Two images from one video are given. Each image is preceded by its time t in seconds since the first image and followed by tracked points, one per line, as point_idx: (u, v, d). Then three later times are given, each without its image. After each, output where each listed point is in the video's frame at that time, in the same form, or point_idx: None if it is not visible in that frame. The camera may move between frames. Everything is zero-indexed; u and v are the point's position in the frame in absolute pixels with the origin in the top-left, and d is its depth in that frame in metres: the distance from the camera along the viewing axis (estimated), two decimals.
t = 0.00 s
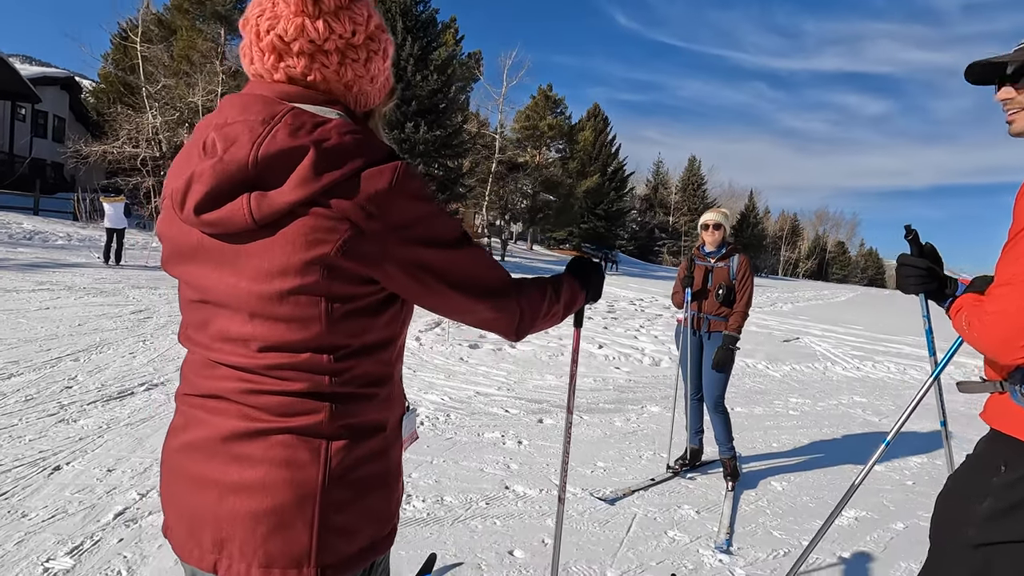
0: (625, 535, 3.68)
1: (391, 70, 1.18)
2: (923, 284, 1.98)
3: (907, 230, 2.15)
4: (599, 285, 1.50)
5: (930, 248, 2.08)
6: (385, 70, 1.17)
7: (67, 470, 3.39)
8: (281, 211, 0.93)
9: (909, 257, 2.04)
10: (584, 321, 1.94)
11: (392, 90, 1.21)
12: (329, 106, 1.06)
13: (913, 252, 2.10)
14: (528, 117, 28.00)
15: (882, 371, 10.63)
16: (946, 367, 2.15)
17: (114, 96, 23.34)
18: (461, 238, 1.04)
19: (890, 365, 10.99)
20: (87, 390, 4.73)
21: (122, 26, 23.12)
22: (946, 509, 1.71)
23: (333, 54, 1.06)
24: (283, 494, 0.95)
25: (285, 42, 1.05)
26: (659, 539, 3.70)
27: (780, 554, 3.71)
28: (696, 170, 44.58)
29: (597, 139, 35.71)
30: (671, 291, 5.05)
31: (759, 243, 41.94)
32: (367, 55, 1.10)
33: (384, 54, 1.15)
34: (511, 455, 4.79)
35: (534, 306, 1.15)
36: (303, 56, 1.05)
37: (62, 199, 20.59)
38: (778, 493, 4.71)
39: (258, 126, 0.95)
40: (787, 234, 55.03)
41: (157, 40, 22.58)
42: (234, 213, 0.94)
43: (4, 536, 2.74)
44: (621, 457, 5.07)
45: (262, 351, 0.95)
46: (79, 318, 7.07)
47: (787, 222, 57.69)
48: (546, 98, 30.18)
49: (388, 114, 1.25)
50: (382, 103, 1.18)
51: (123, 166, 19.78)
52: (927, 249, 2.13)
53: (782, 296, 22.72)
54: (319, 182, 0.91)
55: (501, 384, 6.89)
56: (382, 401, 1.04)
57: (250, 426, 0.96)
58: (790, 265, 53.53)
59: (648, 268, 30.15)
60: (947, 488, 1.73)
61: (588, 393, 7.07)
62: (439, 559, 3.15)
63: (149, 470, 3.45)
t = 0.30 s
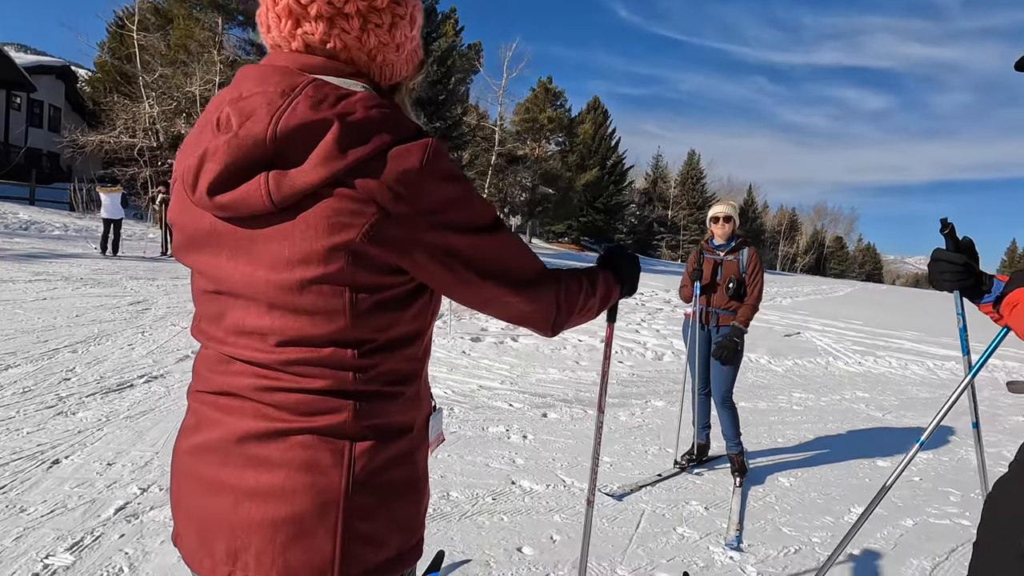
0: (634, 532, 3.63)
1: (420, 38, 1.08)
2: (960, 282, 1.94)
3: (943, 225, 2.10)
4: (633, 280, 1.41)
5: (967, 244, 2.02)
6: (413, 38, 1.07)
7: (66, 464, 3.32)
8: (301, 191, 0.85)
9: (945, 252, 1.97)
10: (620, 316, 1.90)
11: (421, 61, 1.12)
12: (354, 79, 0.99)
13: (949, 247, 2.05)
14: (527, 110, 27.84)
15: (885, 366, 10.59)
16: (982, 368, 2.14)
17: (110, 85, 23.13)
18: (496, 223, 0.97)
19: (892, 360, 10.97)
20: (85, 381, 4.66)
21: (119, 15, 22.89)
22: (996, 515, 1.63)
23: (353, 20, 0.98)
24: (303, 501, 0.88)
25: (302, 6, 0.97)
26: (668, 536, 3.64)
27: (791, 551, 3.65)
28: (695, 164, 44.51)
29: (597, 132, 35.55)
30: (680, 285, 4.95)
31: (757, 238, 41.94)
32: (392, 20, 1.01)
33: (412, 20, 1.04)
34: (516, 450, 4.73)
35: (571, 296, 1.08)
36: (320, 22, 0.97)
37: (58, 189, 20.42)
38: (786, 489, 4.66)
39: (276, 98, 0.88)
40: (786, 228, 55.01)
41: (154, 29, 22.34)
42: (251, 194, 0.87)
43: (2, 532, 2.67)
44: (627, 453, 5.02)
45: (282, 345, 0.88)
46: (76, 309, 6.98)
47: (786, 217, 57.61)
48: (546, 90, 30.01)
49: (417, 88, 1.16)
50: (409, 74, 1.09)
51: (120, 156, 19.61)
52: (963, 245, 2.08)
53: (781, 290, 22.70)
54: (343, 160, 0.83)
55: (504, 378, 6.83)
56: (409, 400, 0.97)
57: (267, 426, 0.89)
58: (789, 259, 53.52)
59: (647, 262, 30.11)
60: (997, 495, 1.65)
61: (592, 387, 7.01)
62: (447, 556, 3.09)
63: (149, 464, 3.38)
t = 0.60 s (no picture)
0: (635, 527, 3.60)
1: (423, 21, 1.02)
2: (975, 275, 1.90)
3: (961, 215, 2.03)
4: (653, 273, 1.37)
5: (986, 235, 1.96)
6: (416, 18, 1.01)
7: (60, 459, 3.27)
8: (301, 156, 0.81)
9: (965, 245, 1.90)
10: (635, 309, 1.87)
11: (422, 44, 1.07)
12: (351, 39, 0.94)
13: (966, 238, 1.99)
14: (525, 102, 27.96)
15: (883, 361, 10.59)
16: (996, 365, 2.11)
17: (105, 77, 22.94)
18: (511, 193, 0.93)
19: (890, 355, 10.97)
20: (80, 375, 4.61)
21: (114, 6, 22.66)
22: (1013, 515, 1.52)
23: None
24: (304, 501, 0.84)
25: None
26: (669, 531, 3.61)
27: (793, 547, 3.63)
28: (693, 158, 44.42)
29: (596, 126, 35.46)
30: (680, 279, 4.92)
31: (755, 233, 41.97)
32: None
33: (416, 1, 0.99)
34: (516, 445, 4.69)
35: (589, 273, 1.05)
36: None
37: (52, 182, 20.26)
38: (786, 484, 4.64)
39: (272, 55, 0.83)
40: (784, 223, 55.07)
41: (149, 20, 22.11)
42: (246, 158, 0.82)
43: None
44: (627, 447, 5.00)
45: (281, 331, 0.84)
46: (71, 302, 6.92)
47: (784, 212, 57.64)
48: (544, 84, 29.90)
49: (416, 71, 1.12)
50: (408, 57, 1.04)
51: (115, 149, 19.46)
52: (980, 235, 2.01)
53: (779, 285, 22.71)
54: (346, 122, 0.79)
55: (503, 372, 6.80)
56: (414, 394, 0.93)
57: (265, 422, 0.84)
58: (786, 254, 53.58)
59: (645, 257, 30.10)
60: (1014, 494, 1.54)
61: (591, 381, 6.99)
62: (447, 551, 3.05)
63: (145, 459, 3.34)
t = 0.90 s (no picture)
0: (631, 523, 3.60)
1: (415, 8, 0.99)
2: (973, 268, 1.89)
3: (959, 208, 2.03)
4: (647, 270, 1.35)
5: (984, 228, 1.97)
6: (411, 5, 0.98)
7: (53, 456, 3.25)
8: (275, 160, 0.79)
9: (963, 239, 1.91)
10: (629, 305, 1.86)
11: (415, 31, 1.03)
12: (337, 42, 0.91)
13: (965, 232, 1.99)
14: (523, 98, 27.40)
15: (880, 356, 10.61)
16: (994, 360, 2.08)
17: (99, 72, 22.81)
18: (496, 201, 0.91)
19: (887, 350, 10.98)
20: (74, 372, 4.59)
21: None
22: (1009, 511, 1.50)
23: None
24: (286, 500, 0.82)
25: None
26: (665, 527, 3.61)
27: (788, 541, 3.63)
28: (691, 153, 44.40)
29: (593, 121, 35.43)
30: (676, 275, 4.92)
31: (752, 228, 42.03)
32: None
33: None
34: (512, 441, 4.69)
35: (578, 282, 1.02)
36: None
37: (47, 178, 20.17)
38: (783, 479, 4.64)
39: (249, 57, 0.81)
40: (781, 219, 55.14)
41: (144, 15, 21.95)
42: (220, 163, 0.80)
43: None
44: (624, 443, 5.00)
45: (260, 334, 0.82)
46: (65, 299, 6.88)
47: (781, 208, 57.75)
48: (541, 79, 29.84)
49: (411, 60, 1.08)
50: (403, 46, 1.01)
51: (110, 144, 19.35)
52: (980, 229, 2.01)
53: (776, 280, 22.74)
54: (323, 124, 0.77)
55: (500, 368, 6.79)
56: (401, 394, 0.92)
57: (246, 420, 0.83)
58: (784, 249, 53.66)
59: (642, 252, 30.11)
60: (1012, 490, 1.51)
61: (587, 377, 6.99)
62: (443, 548, 3.04)
63: (139, 457, 3.32)
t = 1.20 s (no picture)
0: (618, 519, 3.61)
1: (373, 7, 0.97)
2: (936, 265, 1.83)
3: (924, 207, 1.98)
4: (594, 267, 1.40)
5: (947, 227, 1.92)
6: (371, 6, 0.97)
7: (40, 456, 3.25)
8: (208, 156, 0.80)
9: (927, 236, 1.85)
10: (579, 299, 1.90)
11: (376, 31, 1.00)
12: (283, 39, 0.92)
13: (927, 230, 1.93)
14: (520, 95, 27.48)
15: (873, 352, 10.63)
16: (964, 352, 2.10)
17: (95, 71, 22.79)
18: (441, 201, 0.91)
19: (881, 346, 11.02)
20: (64, 372, 4.59)
21: None
22: (974, 506, 1.53)
23: None
24: (224, 500, 0.83)
25: None
26: (652, 523, 3.62)
27: (775, 537, 3.64)
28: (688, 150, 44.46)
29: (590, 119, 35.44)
30: (666, 272, 4.93)
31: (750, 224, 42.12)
32: None
33: None
34: (502, 438, 4.70)
35: (521, 281, 1.04)
36: None
37: (43, 178, 20.13)
38: (772, 475, 4.66)
39: (187, 54, 0.83)
40: (779, 215, 55.22)
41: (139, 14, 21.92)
42: (154, 159, 0.82)
43: None
44: (614, 440, 5.01)
45: (197, 331, 0.83)
46: (58, 298, 6.88)
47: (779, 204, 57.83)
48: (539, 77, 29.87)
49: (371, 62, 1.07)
50: (361, 46, 0.99)
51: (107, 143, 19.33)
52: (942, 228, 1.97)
53: (773, 277, 22.77)
54: (258, 122, 0.78)
55: (493, 366, 6.80)
56: (349, 394, 0.93)
57: (188, 420, 0.84)
58: (781, 246, 53.76)
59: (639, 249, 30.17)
60: (977, 485, 1.54)
61: (580, 375, 7.00)
62: (428, 545, 3.06)
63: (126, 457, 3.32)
